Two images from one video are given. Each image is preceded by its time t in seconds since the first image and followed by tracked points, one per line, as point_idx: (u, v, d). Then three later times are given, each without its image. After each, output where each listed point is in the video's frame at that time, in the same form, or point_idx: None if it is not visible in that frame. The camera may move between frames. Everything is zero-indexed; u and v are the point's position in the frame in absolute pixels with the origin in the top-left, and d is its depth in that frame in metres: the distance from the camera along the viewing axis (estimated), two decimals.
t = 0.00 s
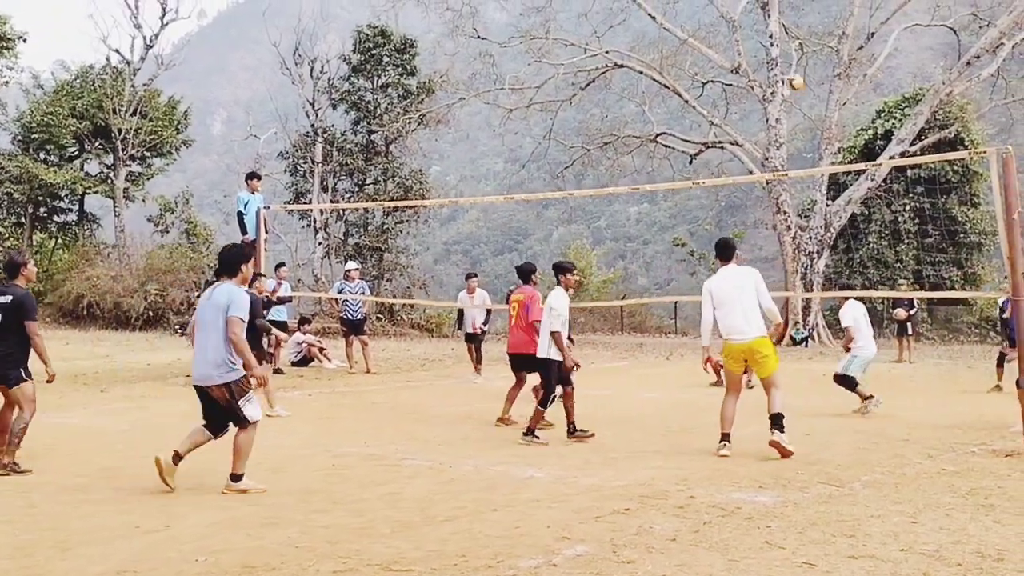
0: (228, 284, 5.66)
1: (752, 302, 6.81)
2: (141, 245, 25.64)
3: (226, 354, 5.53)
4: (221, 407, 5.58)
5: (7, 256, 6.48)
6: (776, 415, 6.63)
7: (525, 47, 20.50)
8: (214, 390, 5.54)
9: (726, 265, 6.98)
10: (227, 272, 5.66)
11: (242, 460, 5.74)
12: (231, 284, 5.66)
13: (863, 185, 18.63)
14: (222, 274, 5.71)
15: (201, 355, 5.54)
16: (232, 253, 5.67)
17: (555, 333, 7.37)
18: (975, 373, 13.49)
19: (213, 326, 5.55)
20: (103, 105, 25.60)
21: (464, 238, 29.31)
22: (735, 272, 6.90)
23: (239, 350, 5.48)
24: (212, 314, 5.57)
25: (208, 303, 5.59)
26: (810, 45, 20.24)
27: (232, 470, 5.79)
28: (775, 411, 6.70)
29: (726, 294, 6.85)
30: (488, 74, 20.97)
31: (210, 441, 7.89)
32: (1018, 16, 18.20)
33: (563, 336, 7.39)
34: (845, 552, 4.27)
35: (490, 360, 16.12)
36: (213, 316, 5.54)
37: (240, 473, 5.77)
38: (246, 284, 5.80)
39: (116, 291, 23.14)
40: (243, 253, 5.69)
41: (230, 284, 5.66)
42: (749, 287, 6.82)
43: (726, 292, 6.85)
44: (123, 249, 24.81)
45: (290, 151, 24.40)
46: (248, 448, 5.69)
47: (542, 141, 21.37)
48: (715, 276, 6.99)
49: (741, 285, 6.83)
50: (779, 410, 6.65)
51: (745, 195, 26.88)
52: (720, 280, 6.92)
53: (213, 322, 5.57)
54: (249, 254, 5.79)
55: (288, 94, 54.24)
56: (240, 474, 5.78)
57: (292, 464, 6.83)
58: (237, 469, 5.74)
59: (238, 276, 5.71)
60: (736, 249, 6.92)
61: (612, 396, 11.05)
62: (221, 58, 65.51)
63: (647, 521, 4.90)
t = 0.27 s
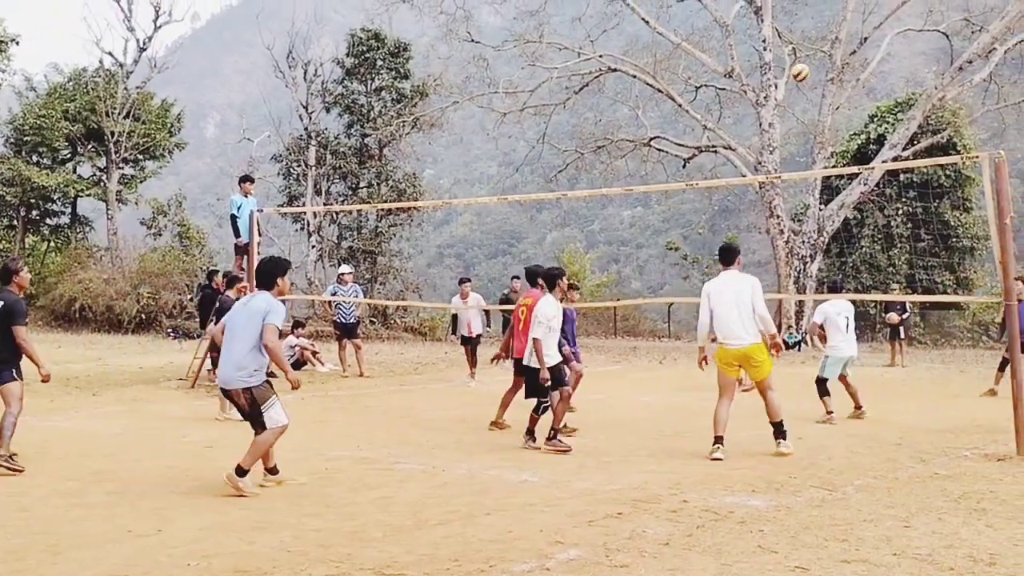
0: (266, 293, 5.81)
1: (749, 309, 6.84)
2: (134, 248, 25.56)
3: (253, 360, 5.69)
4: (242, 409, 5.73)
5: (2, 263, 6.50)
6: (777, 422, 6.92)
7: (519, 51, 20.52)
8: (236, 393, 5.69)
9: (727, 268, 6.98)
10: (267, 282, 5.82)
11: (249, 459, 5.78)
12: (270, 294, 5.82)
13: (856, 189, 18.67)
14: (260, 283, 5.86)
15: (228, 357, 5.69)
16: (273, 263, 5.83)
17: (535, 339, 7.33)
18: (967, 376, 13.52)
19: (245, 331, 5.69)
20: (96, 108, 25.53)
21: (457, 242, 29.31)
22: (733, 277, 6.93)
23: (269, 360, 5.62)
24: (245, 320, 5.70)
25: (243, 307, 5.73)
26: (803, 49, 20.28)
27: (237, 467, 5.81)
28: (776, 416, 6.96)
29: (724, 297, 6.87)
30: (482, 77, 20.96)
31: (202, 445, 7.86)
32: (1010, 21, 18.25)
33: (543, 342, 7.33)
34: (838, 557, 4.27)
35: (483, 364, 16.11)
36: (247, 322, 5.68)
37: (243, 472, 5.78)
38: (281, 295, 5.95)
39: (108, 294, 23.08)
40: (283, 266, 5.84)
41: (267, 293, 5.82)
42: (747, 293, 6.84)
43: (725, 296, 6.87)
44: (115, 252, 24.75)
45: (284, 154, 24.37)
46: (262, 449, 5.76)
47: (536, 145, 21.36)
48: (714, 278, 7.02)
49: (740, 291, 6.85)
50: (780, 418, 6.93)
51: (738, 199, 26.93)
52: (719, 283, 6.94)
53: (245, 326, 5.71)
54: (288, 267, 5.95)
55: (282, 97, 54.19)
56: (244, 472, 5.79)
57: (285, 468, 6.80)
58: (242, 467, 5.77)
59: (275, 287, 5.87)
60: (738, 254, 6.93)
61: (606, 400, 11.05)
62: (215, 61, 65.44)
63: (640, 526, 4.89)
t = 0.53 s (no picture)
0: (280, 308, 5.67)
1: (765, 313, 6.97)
2: (125, 251, 25.49)
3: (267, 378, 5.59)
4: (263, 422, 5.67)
5: None
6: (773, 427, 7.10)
7: (511, 55, 20.54)
8: (251, 408, 5.61)
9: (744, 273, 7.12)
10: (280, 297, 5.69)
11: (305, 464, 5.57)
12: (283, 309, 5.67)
13: (847, 194, 18.73)
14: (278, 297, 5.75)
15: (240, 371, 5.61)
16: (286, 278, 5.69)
17: (542, 353, 7.02)
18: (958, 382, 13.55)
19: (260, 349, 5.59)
20: (88, 111, 25.47)
21: (450, 246, 29.31)
22: (753, 282, 7.06)
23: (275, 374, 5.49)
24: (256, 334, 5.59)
25: (257, 325, 5.59)
26: (794, 55, 20.35)
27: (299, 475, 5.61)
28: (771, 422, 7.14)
29: (742, 302, 7.00)
30: (474, 82, 20.96)
31: (194, 449, 7.84)
32: (1000, 27, 18.32)
33: (550, 356, 7.04)
34: (829, 562, 4.27)
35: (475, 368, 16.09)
36: (257, 336, 5.57)
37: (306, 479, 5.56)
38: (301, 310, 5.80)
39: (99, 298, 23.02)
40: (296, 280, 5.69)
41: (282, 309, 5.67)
42: (765, 298, 6.98)
43: (742, 301, 6.99)
44: (106, 256, 24.68)
45: (276, 158, 24.34)
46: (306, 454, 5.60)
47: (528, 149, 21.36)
48: (731, 283, 7.15)
49: (757, 296, 6.97)
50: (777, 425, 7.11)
51: (730, 204, 27.00)
52: (737, 287, 7.08)
53: (257, 343, 5.60)
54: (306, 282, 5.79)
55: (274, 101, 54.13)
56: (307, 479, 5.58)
57: (277, 472, 6.78)
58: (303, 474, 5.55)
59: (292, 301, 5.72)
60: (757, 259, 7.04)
61: (598, 405, 11.05)
62: (207, 65, 65.36)
63: (632, 530, 4.89)
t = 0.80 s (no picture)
0: (283, 307, 5.57)
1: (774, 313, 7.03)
2: (117, 253, 25.41)
3: (271, 378, 5.46)
4: (270, 427, 5.54)
5: None
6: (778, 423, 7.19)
7: (505, 59, 20.55)
8: (259, 413, 5.48)
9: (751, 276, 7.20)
10: (283, 295, 5.59)
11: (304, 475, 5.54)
12: (286, 307, 5.59)
13: (839, 198, 18.77)
14: (277, 296, 5.63)
15: (246, 374, 5.46)
16: (288, 274, 5.59)
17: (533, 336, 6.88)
18: (948, 385, 13.60)
19: (263, 348, 5.47)
20: (80, 113, 25.39)
21: (442, 249, 29.30)
22: (761, 284, 7.12)
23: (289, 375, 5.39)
24: (263, 335, 5.47)
25: (260, 323, 5.50)
26: (787, 59, 20.40)
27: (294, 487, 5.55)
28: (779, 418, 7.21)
29: (750, 303, 7.04)
30: (467, 85, 20.96)
31: (186, 452, 7.80)
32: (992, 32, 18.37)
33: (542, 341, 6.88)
34: (820, 565, 4.27)
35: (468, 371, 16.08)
36: (265, 337, 5.45)
37: (303, 490, 5.52)
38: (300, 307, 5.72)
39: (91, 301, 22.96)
40: (299, 277, 5.61)
41: (283, 305, 5.59)
42: (771, 300, 7.02)
43: (751, 301, 7.04)
44: (98, 258, 24.60)
45: (268, 160, 24.31)
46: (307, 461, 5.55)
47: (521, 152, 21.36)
48: (741, 284, 7.21)
49: (766, 297, 7.03)
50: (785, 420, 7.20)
51: (722, 208, 27.05)
52: (744, 289, 7.14)
53: (264, 343, 5.47)
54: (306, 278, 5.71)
55: (267, 104, 54.09)
56: (303, 491, 5.53)
57: (269, 475, 6.76)
58: (300, 485, 5.51)
59: (293, 298, 5.66)
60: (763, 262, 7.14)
61: (590, 408, 11.05)
62: (200, 67, 65.28)
63: (624, 533, 4.88)
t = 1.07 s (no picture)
0: (256, 304, 5.32)
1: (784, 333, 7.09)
2: (109, 255, 25.34)
3: (233, 375, 5.23)
4: (230, 425, 5.31)
5: None
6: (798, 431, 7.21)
7: (498, 61, 20.57)
8: (218, 409, 5.25)
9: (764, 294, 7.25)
10: (257, 291, 5.35)
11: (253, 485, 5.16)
12: (260, 304, 5.34)
13: (831, 202, 18.82)
14: (251, 292, 5.39)
15: (210, 368, 5.25)
16: (263, 271, 5.35)
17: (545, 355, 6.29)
18: (939, 388, 13.65)
19: (228, 343, 5.24)
20: (72, 113, 25.32)
21: (436, 251, 29.30)
22: (772, 302, 7.17)
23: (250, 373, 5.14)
24: (231, 330, 5.25)
25: (230, 319, 5.27)
26: (779, 62, 20.44)
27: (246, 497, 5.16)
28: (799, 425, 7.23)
29: (761, 320, 7.08)
30: (460, 87, 20.97)
31: (177, 454, 7.77)
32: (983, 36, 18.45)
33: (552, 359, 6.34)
34: (812, 567, 4.28)
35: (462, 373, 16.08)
36: (232, 333, 5.22)
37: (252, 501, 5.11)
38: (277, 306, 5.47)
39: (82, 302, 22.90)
40: (274, 275, 5.36)
41: (258, 301, 5.34)
42: (781, 318, 7.08)
43: (762, 319, 7.08)
44: (90, 259, 24.51)
45: (261, 162, 24.28)
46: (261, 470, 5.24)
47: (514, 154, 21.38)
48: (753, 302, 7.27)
49: (779, 316, 7.08)
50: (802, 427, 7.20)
51: (715, 210, 27.11)
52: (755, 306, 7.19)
53: (230, 339, 5.24)
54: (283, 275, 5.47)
55: (261, 105, 54.02)
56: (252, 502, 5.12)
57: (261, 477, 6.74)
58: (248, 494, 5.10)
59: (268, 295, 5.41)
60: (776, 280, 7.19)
61: (583, 410, 11.06)
62: (193, 68, 65.19)
63: (616, 536, 4.88)
